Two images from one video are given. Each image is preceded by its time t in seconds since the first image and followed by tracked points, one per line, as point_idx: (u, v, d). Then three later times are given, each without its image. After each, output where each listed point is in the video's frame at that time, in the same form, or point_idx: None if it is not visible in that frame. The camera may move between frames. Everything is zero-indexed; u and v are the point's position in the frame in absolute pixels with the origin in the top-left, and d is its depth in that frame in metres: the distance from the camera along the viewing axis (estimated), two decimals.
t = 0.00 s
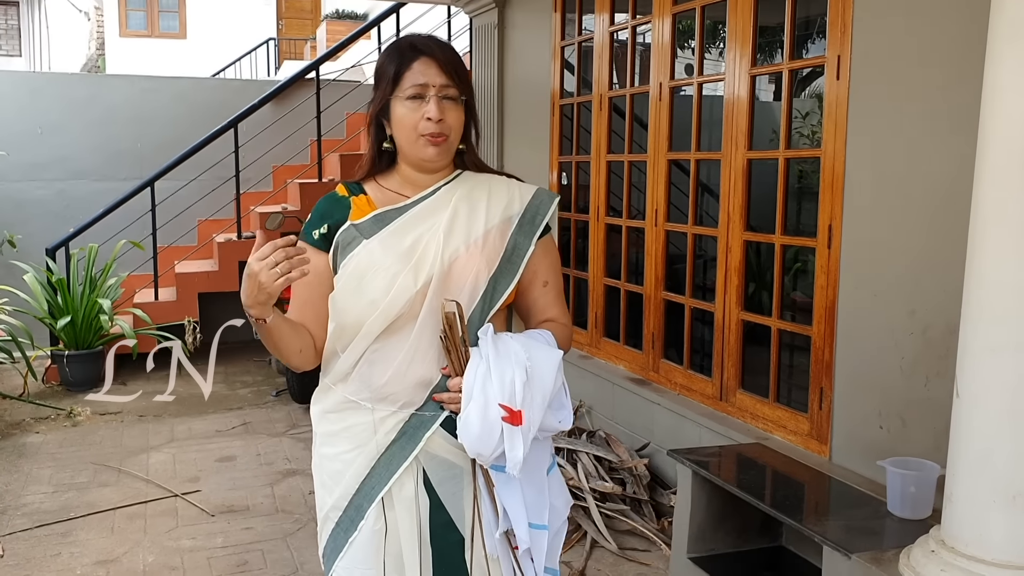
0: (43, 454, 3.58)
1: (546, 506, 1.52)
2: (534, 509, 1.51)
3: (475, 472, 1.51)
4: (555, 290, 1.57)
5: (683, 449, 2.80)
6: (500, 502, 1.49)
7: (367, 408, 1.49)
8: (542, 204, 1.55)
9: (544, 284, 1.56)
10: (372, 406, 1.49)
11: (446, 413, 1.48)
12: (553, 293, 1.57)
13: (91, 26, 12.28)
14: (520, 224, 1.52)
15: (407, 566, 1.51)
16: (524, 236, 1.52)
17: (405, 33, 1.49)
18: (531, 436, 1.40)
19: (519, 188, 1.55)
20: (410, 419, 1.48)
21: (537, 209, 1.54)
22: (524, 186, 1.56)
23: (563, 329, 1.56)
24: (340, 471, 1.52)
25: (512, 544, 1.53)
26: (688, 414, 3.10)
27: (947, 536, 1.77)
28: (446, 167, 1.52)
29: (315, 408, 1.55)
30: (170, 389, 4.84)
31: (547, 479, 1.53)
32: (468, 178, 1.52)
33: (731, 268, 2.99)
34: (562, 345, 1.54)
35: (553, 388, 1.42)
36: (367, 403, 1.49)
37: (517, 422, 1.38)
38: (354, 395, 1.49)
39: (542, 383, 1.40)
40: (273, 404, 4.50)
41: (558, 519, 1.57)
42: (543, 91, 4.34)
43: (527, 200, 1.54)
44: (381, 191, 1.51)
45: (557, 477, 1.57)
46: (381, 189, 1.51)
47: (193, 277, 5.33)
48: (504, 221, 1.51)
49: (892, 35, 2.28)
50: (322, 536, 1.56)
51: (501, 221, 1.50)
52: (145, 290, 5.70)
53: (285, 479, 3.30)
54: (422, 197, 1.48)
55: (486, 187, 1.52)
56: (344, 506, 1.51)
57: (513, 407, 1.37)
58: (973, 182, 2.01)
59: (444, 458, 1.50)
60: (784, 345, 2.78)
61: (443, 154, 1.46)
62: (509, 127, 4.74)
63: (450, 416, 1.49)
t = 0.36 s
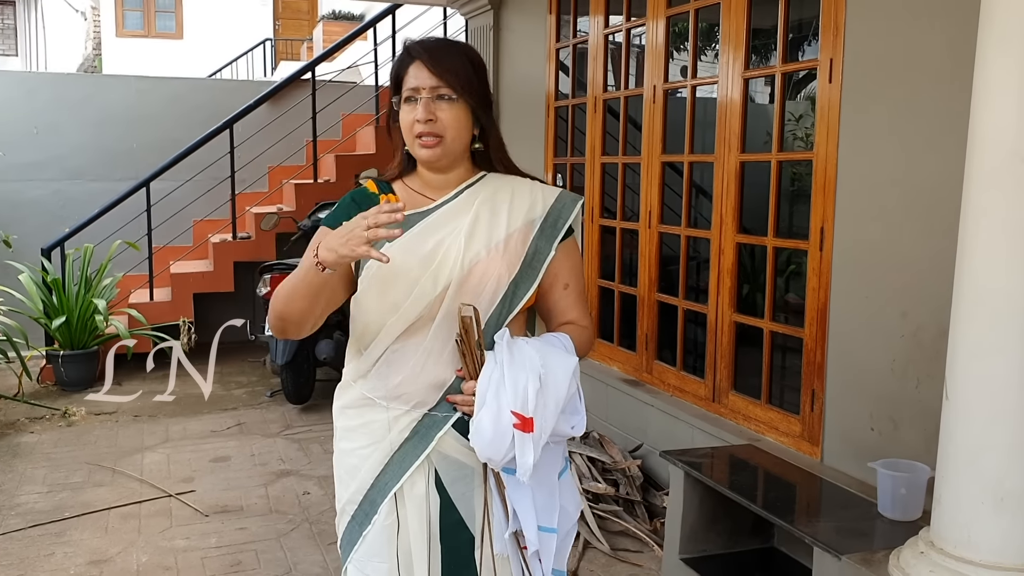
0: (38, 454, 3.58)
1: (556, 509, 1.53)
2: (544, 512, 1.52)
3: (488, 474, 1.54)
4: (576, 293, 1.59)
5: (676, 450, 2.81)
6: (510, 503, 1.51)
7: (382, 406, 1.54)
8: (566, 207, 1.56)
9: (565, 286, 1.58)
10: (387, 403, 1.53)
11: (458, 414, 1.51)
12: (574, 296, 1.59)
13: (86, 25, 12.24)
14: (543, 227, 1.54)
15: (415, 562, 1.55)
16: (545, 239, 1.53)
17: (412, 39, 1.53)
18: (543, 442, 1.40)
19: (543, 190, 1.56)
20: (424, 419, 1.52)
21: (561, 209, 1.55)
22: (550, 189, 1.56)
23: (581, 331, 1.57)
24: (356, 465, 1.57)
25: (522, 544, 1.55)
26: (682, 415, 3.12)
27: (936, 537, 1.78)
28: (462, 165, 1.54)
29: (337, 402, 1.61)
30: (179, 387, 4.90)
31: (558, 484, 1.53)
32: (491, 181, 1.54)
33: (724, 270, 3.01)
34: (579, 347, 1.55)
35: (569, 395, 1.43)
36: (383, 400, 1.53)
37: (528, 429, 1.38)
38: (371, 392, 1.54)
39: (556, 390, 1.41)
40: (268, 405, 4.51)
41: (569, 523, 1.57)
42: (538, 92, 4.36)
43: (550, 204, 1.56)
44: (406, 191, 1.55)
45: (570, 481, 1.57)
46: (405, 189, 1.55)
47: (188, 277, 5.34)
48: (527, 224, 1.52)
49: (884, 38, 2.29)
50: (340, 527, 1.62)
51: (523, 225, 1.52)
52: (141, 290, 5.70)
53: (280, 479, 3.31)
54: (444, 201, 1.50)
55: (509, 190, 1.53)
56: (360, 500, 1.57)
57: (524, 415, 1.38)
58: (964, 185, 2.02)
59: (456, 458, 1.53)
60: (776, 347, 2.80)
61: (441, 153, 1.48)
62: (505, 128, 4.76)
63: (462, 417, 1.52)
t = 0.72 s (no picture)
0: (31, 455, 3.58)
1: (540, 518, 1.51)
2: (527, 519, 1.50)
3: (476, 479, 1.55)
4: (585, 303, 1.58)
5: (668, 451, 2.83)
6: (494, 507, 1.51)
7: (377, 402, 1.56)
8: (577, 222, 1.57)
9: (571, 297, 1.57)
10: (381, 400, 1.55)
11: (446, 416, 1.53)
12: (581, 306, 1.57)
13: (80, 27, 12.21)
14: (549, 236, 1.55)
15: (406, 560, 1.58)
16: (550, 248, 1.54)
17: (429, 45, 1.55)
18: (521, 448, 1.40)
19: (558, 202, 1.59)
20: (414, 418, 1.55)
21: (569, 224, 1.57)
22: (563, 200, 1.59)
23: (587, 342, 1.54)
24: (354, 461, 1.61)
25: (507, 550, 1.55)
26: (675, 417, 3.13)
27: (925, 538, 1.80)
28: (475, 170, 1.57)
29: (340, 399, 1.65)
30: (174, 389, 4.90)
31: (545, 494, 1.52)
32: (504, 187, 1.56)
33: (716, 272, 3.02)
34: (584, 357, 1.53)
35: (552, 403, 1.41)
36: (377, 396, 1.56)
37: (506, 433, 1.39)
38: (366, 388, 1.56)
39: (539, 396, 1.40)
40: (261, 406, 4.51)
41: (556, 533, 1.54)
42: (532, 95, 4.38)
43: (562, 213, 1.58)
44: (427, 189, 1.60)
45: (560, 492, 1.55)
46: (427, 187, 1.61)
47: (183, 279, 5.34)
48: (532, 232, 1.54)
49: (877, 43, 2.31)
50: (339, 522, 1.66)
51: (528, 231, 1.54)
52: (134, 291, 5.70)
53: (273, 481, 3.31)
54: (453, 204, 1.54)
55: (520, 197, 1.56)
56: (355, 497, 1.60)
57: (503, 419, 1.38)
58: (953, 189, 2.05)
59: (445, 459, 1.55)
60: (768, 349, 2.82)
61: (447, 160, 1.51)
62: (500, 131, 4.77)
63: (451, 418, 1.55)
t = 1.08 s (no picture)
0: (25, 456, 3.57)
1: (520, 522, 1.50)
2: (507, 522, 1.49)
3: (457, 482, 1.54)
4: (574, 306, 1.56)
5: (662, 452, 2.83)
6: (474, 510, 1.50)
7: (360, 402, 1.57)
8: (565, 224, 1.56)
9: (560, 299, 1.56)
10: (364, 399, 1.56)
11: (428, 416, 1.53)
12: (570, 310, 1.55)
13: (76, 26, 12.18)
14: (537, 237, 1.54)
15: (388, 560, 1.58)
16: (537, 249, 1.53)
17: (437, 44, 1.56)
18: (498, 449, 1.39)
19: (547, 203, 1.58)
20: (397, 418, 1.55)
21: (556, 226, 1.55)
22: (553, 203, 1.58)
23: (575, 346, 1.51)
24: (338, 461, 1.61)
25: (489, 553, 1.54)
26: (669, 418, 3.14)
27: (918, 540, 1.80)
28: (470, 173, 1.58)
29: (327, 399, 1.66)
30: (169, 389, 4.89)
31: (527, 498, 1.51)
32: (493, 190, 1.56)
33: (711, 274, 3.03)
34: (572, 361, 1.50)
35: (530, 404, 1.40)
36: (360, 396, 1.56)
37: (482, 434, 1.38)
38: (350, 388, 1.57)
39: (517, 397, 1.38)
40: (256, 407, 4.51)
41: (538, 538, 1.52)
42: (527, 97, 4.38)
43: (551, 214, 1.57)
44: (416, 192, 1.61)
45: (542, 497, 1.53)
46: (417, 190, 1.62)
47: (178, 279, 5.33)
48: (519, 233, 1.53)
49: (872, 45, 2.32)
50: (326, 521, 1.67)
51: (514, 232, 1.53)
52: (129, 292, 5.69)
53: (267, 482, 3.31)
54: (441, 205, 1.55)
55: (509, 199, 1.56)
56: (339, 497, 1.61)
57: (478, 419, 1.38)
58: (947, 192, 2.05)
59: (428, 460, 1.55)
60: (762, 351, 2.83)
61: (452, 159, 1.52)
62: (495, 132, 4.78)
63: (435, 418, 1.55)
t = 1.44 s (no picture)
0: (21, 459, 3.56)
1: (522, 522, 1.50)
2: (509, 522, 1.50)
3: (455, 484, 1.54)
4: (561, 305, 1.59)
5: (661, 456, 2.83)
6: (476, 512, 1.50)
7: (353, 410, 1.55)
8: (550, 222, 1.59)
9: (548, 297, 1.59)
10: (358, 406, 1.54)
11: (426, 421, 1.53)
12: (558, 308, 1.59)
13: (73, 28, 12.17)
14: (524, 237, 1.57)
15: (382, 567, 1.57)
16: (526, 249, 1.56)
17: (418, 48, 1.56)
18: (503, 449, 1.40)
19: (529, 202, 1.60)
20: (393, 423, 1.54)
21: (542, 224, 1.58)
22: (535, 202, 1.60)
23: (564, 344, 1.55)
24: (330, 469, 1.58)
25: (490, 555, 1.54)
26: (667, 423, 3.14)
27: (917, 545, 1.80)
28: (452, 176, 1.59)
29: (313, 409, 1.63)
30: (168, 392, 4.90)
31: (527, 497, 1.51)
32: (477, 192, 1.57)
33: (709, 278, 3.03)
34: (562, 360, 1.54)
35: (531, 403, 1.41)
36: (353, 403, 1.54)
37: (488, 434, 1.38)
38: (343, 396, 1.55)
39: (519, 396, 1.40)
40: (253, 410, 4.50)
41: (538, 538, 1.53)
42: (525, 100, 4.39)
43: (535, 214, 1.59)
44: (398, 199, 1.61)
45: (541, 496, 1.54)
46: (398, 195, 1.61)
47: (175, 282, 5.32)
48: (508, 233, 1.55)
49: (871, 49, 2.32)
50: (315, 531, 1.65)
51: (503, 233, 1.55)
52: (126, 294, 5.68)
53: (265, 485, 3.30)
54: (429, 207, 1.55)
55: (493, 201, 1.57)
56: (332, 505, 1.59)
57: (485, 419, 1.38)
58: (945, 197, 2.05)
59: (424, 465, 1.55)
60: (761, 355, 2.82)
61: (443, 162, 1.53)
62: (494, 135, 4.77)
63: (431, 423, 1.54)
